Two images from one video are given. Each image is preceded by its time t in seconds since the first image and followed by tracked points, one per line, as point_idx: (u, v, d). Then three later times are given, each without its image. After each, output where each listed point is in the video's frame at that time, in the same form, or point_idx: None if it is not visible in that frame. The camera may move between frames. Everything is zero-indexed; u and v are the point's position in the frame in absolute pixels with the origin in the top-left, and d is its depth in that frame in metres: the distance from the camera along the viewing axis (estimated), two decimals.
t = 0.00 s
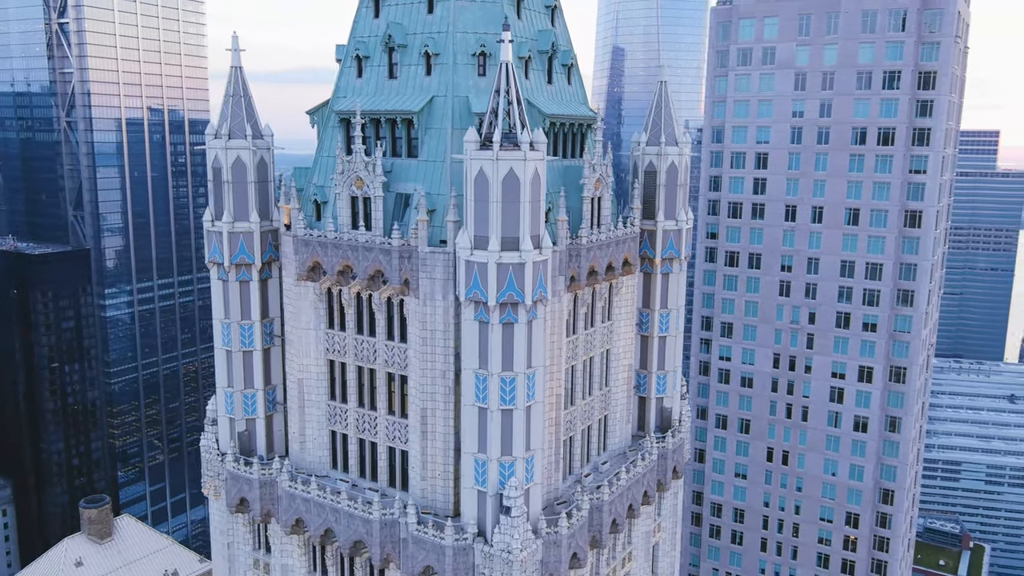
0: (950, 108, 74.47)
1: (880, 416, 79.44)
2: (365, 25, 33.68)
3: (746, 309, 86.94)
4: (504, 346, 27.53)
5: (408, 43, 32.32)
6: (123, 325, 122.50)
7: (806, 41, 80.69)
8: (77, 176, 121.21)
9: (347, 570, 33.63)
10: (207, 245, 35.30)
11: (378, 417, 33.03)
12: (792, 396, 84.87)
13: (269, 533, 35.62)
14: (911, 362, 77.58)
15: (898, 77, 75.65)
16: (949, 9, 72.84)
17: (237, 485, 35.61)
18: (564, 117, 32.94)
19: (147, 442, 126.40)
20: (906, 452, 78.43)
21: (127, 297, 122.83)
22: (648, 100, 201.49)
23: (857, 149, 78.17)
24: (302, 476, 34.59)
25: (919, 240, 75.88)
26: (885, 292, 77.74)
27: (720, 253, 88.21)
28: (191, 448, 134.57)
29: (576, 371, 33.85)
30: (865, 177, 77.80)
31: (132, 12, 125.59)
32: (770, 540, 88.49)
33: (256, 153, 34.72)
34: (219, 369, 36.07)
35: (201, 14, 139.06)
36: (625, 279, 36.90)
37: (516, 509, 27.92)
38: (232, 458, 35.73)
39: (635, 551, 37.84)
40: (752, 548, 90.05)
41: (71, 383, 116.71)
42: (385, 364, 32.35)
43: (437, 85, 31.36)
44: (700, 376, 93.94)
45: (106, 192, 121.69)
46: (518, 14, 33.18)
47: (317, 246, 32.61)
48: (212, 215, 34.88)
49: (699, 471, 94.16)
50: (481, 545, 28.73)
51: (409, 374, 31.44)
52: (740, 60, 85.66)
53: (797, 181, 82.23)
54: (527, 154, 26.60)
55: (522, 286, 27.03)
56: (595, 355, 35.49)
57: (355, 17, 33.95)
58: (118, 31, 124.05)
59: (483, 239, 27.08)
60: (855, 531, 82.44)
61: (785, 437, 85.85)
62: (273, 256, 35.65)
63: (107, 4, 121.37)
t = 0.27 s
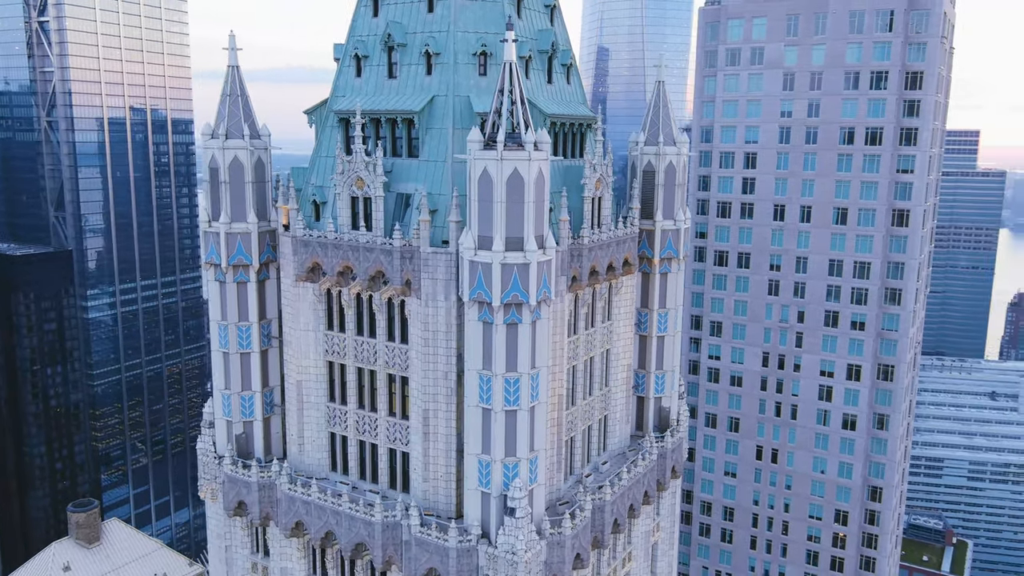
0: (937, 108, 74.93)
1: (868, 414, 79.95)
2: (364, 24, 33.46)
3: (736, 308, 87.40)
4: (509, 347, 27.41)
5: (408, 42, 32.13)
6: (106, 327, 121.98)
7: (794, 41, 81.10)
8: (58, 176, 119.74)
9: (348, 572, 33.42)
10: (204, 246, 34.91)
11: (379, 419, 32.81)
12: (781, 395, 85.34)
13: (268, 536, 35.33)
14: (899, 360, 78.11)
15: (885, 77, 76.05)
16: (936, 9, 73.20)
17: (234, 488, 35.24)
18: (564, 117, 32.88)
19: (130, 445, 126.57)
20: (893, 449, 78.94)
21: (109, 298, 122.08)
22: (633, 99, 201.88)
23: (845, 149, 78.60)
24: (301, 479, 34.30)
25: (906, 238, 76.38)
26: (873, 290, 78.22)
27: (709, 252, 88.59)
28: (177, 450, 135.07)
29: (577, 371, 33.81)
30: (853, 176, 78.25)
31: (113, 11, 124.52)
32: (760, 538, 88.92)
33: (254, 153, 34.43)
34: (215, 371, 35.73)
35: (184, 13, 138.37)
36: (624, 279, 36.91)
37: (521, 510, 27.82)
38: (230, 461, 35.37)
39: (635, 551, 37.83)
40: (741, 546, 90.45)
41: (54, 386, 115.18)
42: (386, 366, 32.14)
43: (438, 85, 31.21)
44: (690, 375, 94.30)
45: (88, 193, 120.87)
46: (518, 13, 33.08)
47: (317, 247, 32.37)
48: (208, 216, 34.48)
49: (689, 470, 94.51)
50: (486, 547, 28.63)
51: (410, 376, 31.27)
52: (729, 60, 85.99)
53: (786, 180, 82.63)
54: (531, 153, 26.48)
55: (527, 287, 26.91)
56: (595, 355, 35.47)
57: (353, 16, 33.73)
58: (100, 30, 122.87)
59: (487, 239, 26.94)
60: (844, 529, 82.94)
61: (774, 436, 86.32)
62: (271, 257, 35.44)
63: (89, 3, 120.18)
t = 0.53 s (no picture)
0: (920, 108, 75.65)
1: (854, 411, 80.59)
2: (360, 22, 33.24)
3: (723, 307, 87.86)
4: (510, 348, 27.31)
5: (406, 41, 31.93)
6: (85, 328, 120.30)
7: (780, 41, 81.56)
8: (35, 176, 118.05)
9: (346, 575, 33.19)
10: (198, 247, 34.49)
11: (377, 421, 32.60)
12: (768, 393, 85.85)
13: (264, 540, 34.98)
14: (883, 357, 78.81)
15: (870, 77, 76.64)
16: (919, 10, 73.79)
17: (230, 491, 34.82)
18: (562, 117, 32.85)
19: (111, 449, 124.73)
20: (878, 446, 79.65)
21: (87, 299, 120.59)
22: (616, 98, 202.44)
23: (830, 148, 79.19)
24: (298, 481, 33.97)
25: (891, 237, 77.04)
26: (859, 289, 78.81)
27: (696, 251, 88.98)
28: (156, 453, 132.74)
29: (576, 371, 33.78)
30: (838, 176, 78.81)
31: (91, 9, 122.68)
32: (747, 536, 89.37)
33: (248, 153, 34.09)
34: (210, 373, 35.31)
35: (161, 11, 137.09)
36: (622, 279, 36.92)
37: (523, 511, 27.70)
38: (225, 465, 34.97)
39: (632, 551, 37.80)
40: (729, 544, 90.85)
41: (32, 389, 113.88)
42: (384, 367, 31.94)
43: (437, 84, 31.05)
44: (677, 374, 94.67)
45: (66, 193, 119.67)
46: (516, 13, 32.99)
47: (314, 248, 32.10)
48: (202, 216, 34.01)
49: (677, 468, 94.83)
50: (487, 548, 28.50)
51: (409, 377, 31.08)
52: (715, 60, 86.35)
53: (772, 179, 83.12)
54: (533, 153, 26.38)
55: (529, 287, 26.84)
56: (593, 355, 35.45)
57: (350, 15, 33.50)
58: (78, 28, 121.02)
59: (489, 240, 26.81)
60: (830, 525, 83.54)
61: (761, 434, 86.84)
62: (266, 258, 35.09)
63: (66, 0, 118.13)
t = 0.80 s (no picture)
0: (904, 108, 76.28)
1: (839, 409, 81.22)
2: (355, 22, 33.00)
3: (709, 307, 88.29)
4: (512, 348, 27.20)
5: (404, 41, 31.74)
6: (64, 331, 118.69)
7: (765, 42, 81.97)
8: (11, 176, 116.29)
9: None
10: (192, 248, 34.05)
11: (376, 423, 32.36)
12: (754, 391, 86.38)
13: (261, 544, 34.62)
14: (867, 355, 79.49)
15: (854, 77, 77.21)
16: (902, 11, 74.45)
17: (226, 495, 34.42)
18: (560, 117, 32.77)
19: (89, 452, 123.06)
20: (863, 444, 80.32)
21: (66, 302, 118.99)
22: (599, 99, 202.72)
23: (815, 148, 79.73)
24: (294, 484, 33.64)
25: (875, 237, 77.69)
26: (844, 288, 79.39)
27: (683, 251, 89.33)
28: (137, 456, 131.76)
29: (574, 371, 33.75)
30: (823, 175, 79.38)
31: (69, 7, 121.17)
32: (734, 534, 89.83)
33: (243, 154, 33.69)
34: (204, 377, 34.88)
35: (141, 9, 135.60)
36: (619, 278, 36.94)
37: (526, 512, 27.57)
38: (221, 468, 34.60)
39: (630, 551, 37.83)
40: (716, 542, 91.28)
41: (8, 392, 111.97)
42: (383, 368, 31.73)
43: (435, 83, 30.86)
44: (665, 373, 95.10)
45: (43, 193, 117.83)
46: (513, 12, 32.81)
47: (311, 249, 31.80)
48: (196, 217, 33.62)
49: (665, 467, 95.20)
50: (489, 550, 28.33)
51: (408, 378, 30.88)
52: (701, 60, 86.65)
53: (758, 179, 83.58)
54: (535, 154, 26.30)
55: (531, 288, 26.77)
56: (591, 355, 35.46)
57: (345, 14, 33.22)
58: (55, 26, 119.40)
59: (490, 240, 26.70)
60: (817, 522, 84.16)
61: (747, 432, 87.37)
62: (262, 259, 34.75)
63: None
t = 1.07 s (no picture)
0: (889, 108, 77.00)
1: (826, 407, 81.84)
2: (352, 21, 32.78)
3: (696, 306, 88.49)
4: (515, 349, 27.12)
5: (402, 40, 31.56)
6: (42, 333, 117.66)
7: (752, 42, 82.37)
8: None
9: None
10: (187, 249, 33.65)
11: (375, 425, 32.13)
12: (742, 390, 86.76)
13: (258, 548, 34.30)
14: (853, 353, 80.26)
15: (840, 77, 77.80)
16: (887, 12, 75.12)
17: (222, 499, 34.06)
18: (559, 116, 32.72)
19: (69, 455, 121.22)
20: (850, 441, 81.07)
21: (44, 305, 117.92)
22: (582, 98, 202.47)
23: (802, 148, 80.26)
24: (292, 488, 33.35)
25: (861, 235, 78.36)
26: (830, 286, 79.99)
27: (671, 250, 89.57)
28: (118, 459, 129.44)
29: (574, 371, 33.77)
30: (810, 175, 79.89)
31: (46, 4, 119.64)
32: (722, 532, 90.19)
33: (239, 154, 33.36)
34: (199, 379, 34.50)
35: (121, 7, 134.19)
36: (616, 279, 36.94)
37: (530, 514, 27.46)
38: (216, 472, 34.25)
39: (627, 551, 37.85)
40: (704, 540, 91.59)
41: None
42: (382, 370, 31.53)
43: (434, 83, 30.73)
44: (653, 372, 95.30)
45: (21, 193, 115.92)
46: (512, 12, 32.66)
47: (310, 249, 31.55)
48: (191, 218, 33.22)
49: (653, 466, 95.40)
50: (492, 552, 28.17)
51: (409, 380, 30.69)
52: (688, 60, 86.94)
53: (745, 179, 83.95)
54: (538, 154, 26.26)
55: (534, 288, 26.68)
56: (589, 355, 35.46)
57: (342, 12, 32.96)
58: (33, 24, 117.87)
59: (493, 240, 26.58)
60: (804, 520, 84.78)
61: (735, 430, 87.74)
62: (258, 260, 34.42)
63: None
